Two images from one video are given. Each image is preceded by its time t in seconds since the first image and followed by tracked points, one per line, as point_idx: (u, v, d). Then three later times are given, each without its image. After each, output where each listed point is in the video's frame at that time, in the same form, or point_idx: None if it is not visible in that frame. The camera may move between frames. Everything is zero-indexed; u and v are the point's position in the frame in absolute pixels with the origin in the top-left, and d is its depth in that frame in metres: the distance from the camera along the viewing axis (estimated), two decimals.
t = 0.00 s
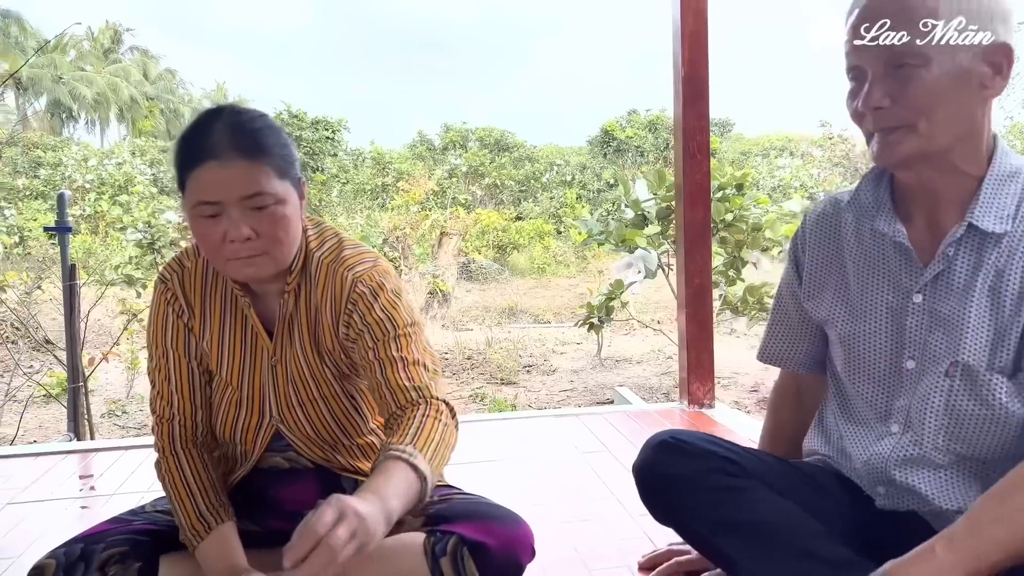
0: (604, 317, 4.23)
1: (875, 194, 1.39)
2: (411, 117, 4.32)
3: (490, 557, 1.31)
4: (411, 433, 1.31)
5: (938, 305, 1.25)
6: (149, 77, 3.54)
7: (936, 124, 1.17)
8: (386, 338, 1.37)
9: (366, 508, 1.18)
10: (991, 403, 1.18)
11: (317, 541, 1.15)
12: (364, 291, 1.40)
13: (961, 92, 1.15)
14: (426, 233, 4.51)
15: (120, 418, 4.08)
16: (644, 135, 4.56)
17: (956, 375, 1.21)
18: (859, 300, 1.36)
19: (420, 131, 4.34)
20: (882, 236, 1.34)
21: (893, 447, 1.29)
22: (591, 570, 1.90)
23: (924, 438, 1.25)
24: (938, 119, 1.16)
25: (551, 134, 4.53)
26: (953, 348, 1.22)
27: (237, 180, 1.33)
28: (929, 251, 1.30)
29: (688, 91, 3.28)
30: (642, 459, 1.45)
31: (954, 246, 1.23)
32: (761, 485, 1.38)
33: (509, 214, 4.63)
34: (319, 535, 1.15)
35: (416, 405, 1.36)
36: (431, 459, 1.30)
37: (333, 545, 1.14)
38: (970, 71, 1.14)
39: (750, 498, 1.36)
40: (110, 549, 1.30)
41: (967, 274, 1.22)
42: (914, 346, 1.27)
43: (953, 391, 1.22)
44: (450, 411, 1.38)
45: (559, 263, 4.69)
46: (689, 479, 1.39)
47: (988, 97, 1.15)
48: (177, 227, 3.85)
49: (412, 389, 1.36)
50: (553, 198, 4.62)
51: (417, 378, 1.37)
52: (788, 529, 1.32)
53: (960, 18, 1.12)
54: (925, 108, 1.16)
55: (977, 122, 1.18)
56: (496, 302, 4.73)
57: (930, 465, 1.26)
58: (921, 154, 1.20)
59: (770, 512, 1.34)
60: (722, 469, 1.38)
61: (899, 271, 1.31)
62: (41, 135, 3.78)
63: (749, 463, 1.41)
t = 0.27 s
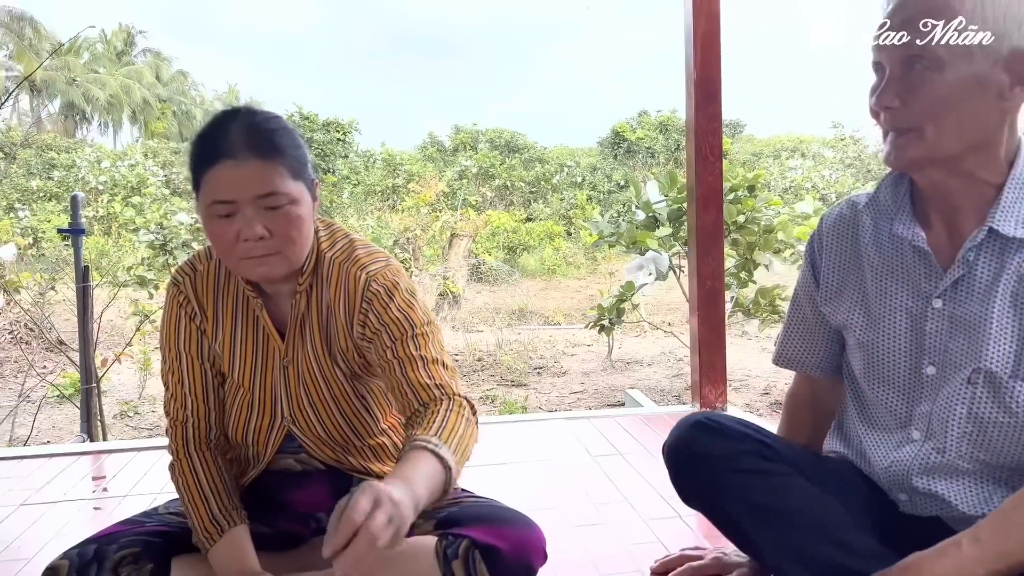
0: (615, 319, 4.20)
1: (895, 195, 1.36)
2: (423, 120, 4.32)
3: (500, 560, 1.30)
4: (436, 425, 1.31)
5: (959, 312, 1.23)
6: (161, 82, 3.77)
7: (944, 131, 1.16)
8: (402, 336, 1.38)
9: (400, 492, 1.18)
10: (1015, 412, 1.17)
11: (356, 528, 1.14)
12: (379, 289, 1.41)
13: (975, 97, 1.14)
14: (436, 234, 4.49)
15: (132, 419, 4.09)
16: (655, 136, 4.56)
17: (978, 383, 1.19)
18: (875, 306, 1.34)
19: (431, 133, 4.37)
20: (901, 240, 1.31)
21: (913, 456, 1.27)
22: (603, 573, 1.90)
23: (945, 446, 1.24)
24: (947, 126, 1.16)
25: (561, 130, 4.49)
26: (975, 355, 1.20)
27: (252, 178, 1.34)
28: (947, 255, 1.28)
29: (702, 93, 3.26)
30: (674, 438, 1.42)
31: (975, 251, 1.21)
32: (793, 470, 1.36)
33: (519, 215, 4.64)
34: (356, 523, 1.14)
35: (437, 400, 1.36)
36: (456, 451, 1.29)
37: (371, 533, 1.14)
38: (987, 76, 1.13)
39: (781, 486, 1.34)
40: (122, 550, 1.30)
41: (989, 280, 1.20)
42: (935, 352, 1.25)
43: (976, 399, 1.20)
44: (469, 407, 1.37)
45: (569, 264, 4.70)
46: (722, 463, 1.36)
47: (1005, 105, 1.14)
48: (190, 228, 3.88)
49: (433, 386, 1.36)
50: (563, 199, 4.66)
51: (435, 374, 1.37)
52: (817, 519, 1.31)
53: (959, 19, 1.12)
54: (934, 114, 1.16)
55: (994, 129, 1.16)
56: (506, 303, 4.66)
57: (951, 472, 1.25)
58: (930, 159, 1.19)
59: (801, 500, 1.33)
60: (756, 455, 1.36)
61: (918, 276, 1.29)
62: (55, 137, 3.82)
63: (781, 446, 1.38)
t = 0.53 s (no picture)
0: (628, 321, 4.19)
1: (898, 197, 1.31)
2: (433, 121, 4.33)
3: (516, 561, 1.30)
4: (442, 433, 1.32)
5: (971, 321, 1.18)
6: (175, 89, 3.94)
7: (962, 133, 1.10)
8: (418, 337, 1.39)
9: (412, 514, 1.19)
10: None
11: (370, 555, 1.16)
12: (394, 289, 1.42)
13: (993, 98, 1.08)
14: (448, 236, 4.40)
15: (146, 419, 4.11)
16: (667, 138, 4.49)
17: (994, 395, 1.15)
18: (882, 314, 1.29)
19: (441, 134, 4.37)
20: (906, 246, 1.26)
21: (927, 470, 1.23)
22: None
23: (960, 460, 1.19)
24: (963, 127, 1.09)
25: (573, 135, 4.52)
26: (989, 366, 1.15)
27: (276, 175, 1.35)
28: (957, 263, 1.23)
29: (717, 93, 3.24)
30: (672, 473, 1.40)
31: (985, 256, 1.16)
32: (795, 497, 1.34)
33: (531, 217, 4.57)
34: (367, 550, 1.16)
35: (446, 403, 1.37)
36: (463, 458, 1.31)
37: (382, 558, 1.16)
38: (1009, 77, 1.07)
39: (785, 514, 1.31)
40: (138, 549, 1.30)
41: (1001, 288, 1.15)
42: (946, 363, 1.21)
43: (993, 412, 1.15)
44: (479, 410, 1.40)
45: (580, 266, 4.67)
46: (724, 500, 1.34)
47: None
48: (202, 229, 3.86)
49: (442, 388, 1.37)
50: (575, 201, 4.59)
51: (445, 377, 1.38)
52: (825, 543, 1.28)
53: (960, 18, 1.09)
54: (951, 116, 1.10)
55: (1010, 133, 1.10)
56: (518, 305, 4.60)
57: (967, 486, 1.20)
58: (943, 163, 1.13)
59: (806, 526, 1.30)
60: (756, 484, 1.34)
61: (925, 283, 1.24)
62: (69, 138, 3.99)
63: (780, 475, 1.36)
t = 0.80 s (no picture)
0: (642, 323, 4.18)
1: (906, 211, 1.29)
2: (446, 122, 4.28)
3: (536, 563, 1.30)
4: (472, 419, 1.34)
5: (987, 338, 1.17)
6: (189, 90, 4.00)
7: (988, 137, 1.08)
8: (439, 331, 1.40)
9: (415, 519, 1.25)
10: None
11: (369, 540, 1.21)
12: (415, 285, 1.44)
13: (1018, 103, 1.06)
14: (461, 237, 4.47)
15: (162, 419, 4.14)
16: (680, 139, 4.46)
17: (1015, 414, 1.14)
18: (895, 330, 1.28)
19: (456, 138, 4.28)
20: (916, 262, 1.25)
21: (947, 489, 1.22)
22: None
23: (980, 479, 1.18)
24: (991, 133, 1.08)
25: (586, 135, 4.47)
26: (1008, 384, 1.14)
27: (293, 175, 1.36)
28: (969, 278, 1.22)
29: (734, 94, 3.23)
30: (686, 491, 1.39)
31: (997, 268, 1.16)
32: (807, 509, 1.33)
33: (543, 219, 4.60)
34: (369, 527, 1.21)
35: (474, 393, 1.39)
36: (492, 446, 1.33)
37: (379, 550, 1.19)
38: None
39: (797, 528, 1.30)
40: (159, 551, 1.31)
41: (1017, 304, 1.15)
42: (963, 380, 1.19)
43: (1014, 430, 1.15)
44: (510, 404, 1.42)
45: (593, 268, 4.65)
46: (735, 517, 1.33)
47: None
48: (217, 231, 3.89)
49: (470, 380, 1.40)
50: (587, 202, 4.61)
51: (472, 367, 1.41)
52: (832, 555, 1.28)
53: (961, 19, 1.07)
54: (979, 120, 1.07)
55: None
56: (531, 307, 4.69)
57: (988, 504, 1.19)
58: (967, 170, 1.11)
59: (815, 536, 1.30)
60: (769, 499, 1.32)
61: (938, 299, 1.22)
62: (86, 141, 4.00)
63: (794, 489, 1.34)
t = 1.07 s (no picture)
0: (659, 326, 4.17)
1: (931, 217, 1.29)
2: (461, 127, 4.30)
3: (559, 568, 1.30)
4: (501, 407, 1.34)
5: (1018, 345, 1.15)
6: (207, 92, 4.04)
7: None
8: (458, 329, 1.40)
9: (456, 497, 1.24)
10: None
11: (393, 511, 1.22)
12: (432, 285, 1.44)
13: None
14: (476, 240, 4.47)
15: (180, 420, 4.18)
16: (695, 141, 4.42)
17: None
18: (921, 338, 1.25)
19: (469, 139, 4.33)
20: (943, 268, 1.23)
21: (978, 499, 1.20)
22: None
23: (1013, 488, 1.16)
24: None
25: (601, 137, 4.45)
26: None
27: (308, 177, 1.37)
28: (998, 287, 1.20)
29: (755, 97, 3.22)
30: (708, 498, 1.40)
31: None
32: (829, 518, 1.30)
33: (557, 221, 4.57)
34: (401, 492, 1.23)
35: (496, 387, 1.39)
36: (522, 433, 1.33)
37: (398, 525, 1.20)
38: None
39: (815, 533, 1.27)
40: (183, 552, 1.32)
41: None
42: (993, 389, 1.17)
43: None
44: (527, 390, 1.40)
45: (607, 270, 4.61)
46: (754, 519, 1.33)
47: None
48: (235, 233, 3.92)
49: (495, 374, 1.39)
50: (601, 205, 4.55)
51: (493, 364, 1.40)
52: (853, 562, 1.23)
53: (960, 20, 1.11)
54: None
55: None
56: (546, 309, 4.71)
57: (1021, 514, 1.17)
58: (1009, 177, 1.10)
59: (830, 538, 1.26)
60: (790, 507, 1.32)
61: (966, 305, 1.20)
62: (104, 144, 3.96)
63: (817, 497, 1.34)
